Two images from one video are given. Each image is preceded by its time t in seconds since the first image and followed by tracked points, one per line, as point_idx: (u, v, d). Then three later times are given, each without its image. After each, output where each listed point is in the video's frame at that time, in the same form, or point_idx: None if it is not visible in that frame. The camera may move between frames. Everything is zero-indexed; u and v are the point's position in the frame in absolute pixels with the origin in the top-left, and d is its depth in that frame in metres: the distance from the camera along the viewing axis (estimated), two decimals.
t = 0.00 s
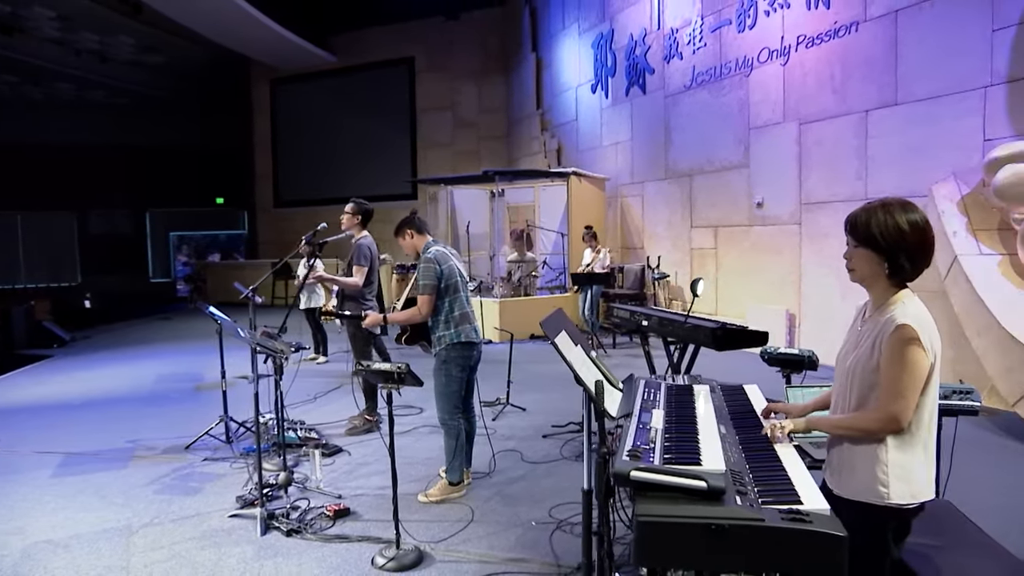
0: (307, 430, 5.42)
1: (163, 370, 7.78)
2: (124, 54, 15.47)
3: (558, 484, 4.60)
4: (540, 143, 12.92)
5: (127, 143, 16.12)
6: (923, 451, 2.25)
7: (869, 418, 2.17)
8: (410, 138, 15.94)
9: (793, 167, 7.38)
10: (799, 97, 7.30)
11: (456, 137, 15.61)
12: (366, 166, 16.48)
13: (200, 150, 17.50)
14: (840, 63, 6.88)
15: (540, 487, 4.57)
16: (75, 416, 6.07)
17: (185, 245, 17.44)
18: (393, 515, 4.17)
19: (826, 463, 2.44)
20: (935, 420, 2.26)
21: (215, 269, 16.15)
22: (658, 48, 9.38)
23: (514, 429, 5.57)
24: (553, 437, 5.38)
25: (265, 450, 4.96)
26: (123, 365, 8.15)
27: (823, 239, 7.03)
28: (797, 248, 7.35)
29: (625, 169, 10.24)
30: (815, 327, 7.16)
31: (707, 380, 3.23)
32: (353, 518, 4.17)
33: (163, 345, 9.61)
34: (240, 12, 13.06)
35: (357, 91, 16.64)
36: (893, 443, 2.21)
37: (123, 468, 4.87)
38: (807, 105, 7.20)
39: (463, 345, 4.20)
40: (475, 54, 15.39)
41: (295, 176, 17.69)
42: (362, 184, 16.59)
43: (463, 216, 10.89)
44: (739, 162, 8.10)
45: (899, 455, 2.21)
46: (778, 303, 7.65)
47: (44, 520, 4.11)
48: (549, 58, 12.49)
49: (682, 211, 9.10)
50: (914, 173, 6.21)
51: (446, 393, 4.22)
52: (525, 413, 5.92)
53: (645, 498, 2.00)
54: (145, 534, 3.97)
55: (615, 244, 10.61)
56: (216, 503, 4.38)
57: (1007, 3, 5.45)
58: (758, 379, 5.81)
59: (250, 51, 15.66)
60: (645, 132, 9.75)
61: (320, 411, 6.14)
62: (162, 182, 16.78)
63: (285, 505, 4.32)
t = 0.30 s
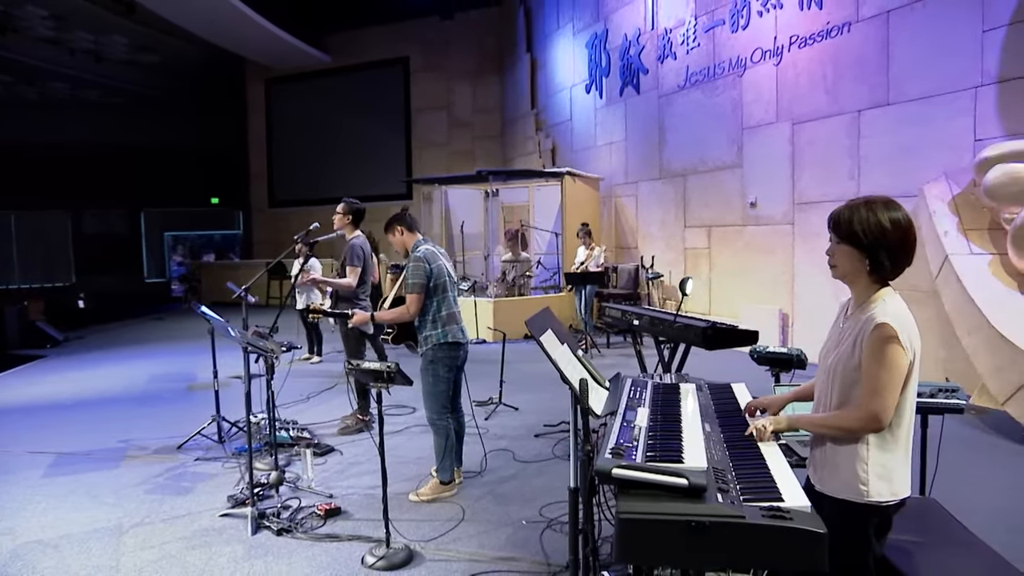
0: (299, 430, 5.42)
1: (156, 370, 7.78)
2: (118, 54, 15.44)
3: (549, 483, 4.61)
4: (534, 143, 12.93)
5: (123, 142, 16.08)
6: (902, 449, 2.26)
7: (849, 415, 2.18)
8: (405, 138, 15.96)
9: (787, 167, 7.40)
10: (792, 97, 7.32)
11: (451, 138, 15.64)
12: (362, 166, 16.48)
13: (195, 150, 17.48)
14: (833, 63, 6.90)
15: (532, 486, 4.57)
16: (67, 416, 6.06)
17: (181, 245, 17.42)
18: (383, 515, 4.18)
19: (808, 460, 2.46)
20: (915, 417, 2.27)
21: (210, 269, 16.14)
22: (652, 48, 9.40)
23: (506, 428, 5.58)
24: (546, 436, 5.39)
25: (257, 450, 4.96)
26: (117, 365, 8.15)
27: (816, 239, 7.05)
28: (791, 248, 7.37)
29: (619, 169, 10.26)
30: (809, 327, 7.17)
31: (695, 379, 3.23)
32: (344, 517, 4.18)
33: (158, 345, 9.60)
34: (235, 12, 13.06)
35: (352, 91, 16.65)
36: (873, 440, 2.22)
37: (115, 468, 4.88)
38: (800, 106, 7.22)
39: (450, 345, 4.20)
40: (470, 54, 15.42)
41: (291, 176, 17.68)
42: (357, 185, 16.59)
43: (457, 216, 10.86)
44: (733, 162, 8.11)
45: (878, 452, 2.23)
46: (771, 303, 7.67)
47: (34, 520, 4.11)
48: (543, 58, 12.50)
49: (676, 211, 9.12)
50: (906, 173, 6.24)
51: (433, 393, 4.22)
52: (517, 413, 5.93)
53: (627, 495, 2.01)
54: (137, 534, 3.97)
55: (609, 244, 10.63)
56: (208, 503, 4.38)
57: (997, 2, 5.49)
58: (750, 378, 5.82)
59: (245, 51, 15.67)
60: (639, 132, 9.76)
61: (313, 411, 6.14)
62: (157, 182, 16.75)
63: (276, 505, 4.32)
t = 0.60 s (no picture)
0: (293, 429, 5.42)
1: (151, 370, 7.78)
2: (113, 54, 15.42)
3: (542, 482, 4.61)
4: (529, 143, 12.94)
5: (119, 142, 16.06)
6: (891, 448, 2.26)
7: (837, 415, 2.18)
8: (401, 138, 15.97)
9: (781, 167, 7.41)
10: (786, 98, 7.34)
11: (447, 137, 15.65)
12: (358, 166, 16.49)
13: (191, 150, 17.48)
14: (826, 63, 6.92)
15: (525, 485, 4.58)
16: (61, 416, 6.06)
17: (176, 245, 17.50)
18: (376, 514, 4.18)
19: (797, 459, 2.46)
20: (902, 417, 2.28)
21: (206, 269, 16.13)
22: (647, 48, 9.42)
23: (500, 428, 5.59)
24: (539, 436, 5.40)
25: (250, 450, 4.96)
26: (112, 365, 8.14)
27: (810, 238, 7.06)
28: (785, 248, 7.38)
29: (614, 169, 10.27)
30: (803, 326, 7.18)
31: (685, 377, 3.24)
32: (337, 516, 4.18)
33: (153, 345, 9.59)
34: (230, 11, 13.04)
35: (348, 91, 16.66)
36: (861, 441, 2.23)
37: (108, 468, 4.88)
38: (794, 106, 7.24)
39: (439, 347, 4.21)
40: (466, 54, 15.43)
41: (287, 176, 17.68)
42: (354, 185, 16.60)
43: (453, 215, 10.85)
44: (727, 162, 8.13)
45: (867, 453, 2.23)
46: (765, 303, 7.68)
47: (25, 519, 4.11)
48: (539, 58, 12.51)
49: (671, 210, 9.13)
50: (899, 173, 6.26)
51: (423, 394, 4.23)
52: (511, 412, 5.94)
53: (612, 493, 2.01)
54: (128, 533, 3.97)
55: (604, 244, 10.65)
56: (200, 502, 4.38)
57: (990, 3, 5.52)
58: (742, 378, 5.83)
59: (241, 51, 15.66)
60: (634, 132, 9.77)
61: (307, 411, 6.14)
62: (153, 182, 16.74)
63: (269, 504, 4.32)
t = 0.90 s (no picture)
0: (287, 429, 5.42)
1: (146, 370, 7.77)
2: (109, 53, 15.41)
3: (536, 481, 4.62)
4: (525, 143, 12.94)
5: (116, 143, 16.05)
6: (878, 445, 2.27)
7: (825, 412, 2.18)
8: (397, 138, 15.98)
9: (776, 166, 7.42)
10: (781, 97, 7.35)
11: (443, 137, 15.66)
12: (355, 166, 16.49)
13: (187, 150, 17.47)
14: (821, 63, 6.93)
15: (519, 484, 4.59)
16: (55, 416, 6.05)
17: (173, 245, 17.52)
18: (369, 513, 4.19)
19: (785, 456, 2.47)
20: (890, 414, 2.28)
21: (202, 269, 16.12)
22: (643, 48, 9.42)
23: (494, 427, 5.59)
24: (533, 435, 5.41)
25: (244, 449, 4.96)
26: (107, 365, 8.13)
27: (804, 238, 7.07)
28: (780, 248, 7.39)
29: (610, 169, 10.29)
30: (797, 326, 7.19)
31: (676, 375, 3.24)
32: (330, 515, 4.18)
33: (148, 345, 9.58)
34: (226, 11, 13.03)
35: (345, 91, 16.66)
36: (848, 437, 2.23)
37: (101, 468, 4.87)
38: (789, 106, 7.25)
39: (435, 346, 4.22)
40: (462, 53, 15.43)
41: (284, 176, 17.68)
42: (350, 185, 16.60)
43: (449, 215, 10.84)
44: (722, 161, 8.14)
45: (853, 449, 2.24)
46: (761, 302, 7.69)
47: (17, 519, 4.11)
48: (535, 58, 12.52)
49: (667, 210, 9.13)
50: (894, 173, 6.27)
51: (419, 394, 4.24)
52: (505, 411, 5.95)
53: (599, 489, 2.01)
54: (121, 533, 3.96)
55: (600, 243, 10.66)
56: (193, 501, 4.37)
57: (982, 3, 5.54)
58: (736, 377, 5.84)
59: (237, 50, 15.66)
60: (630, 132, 9.78)
61: (301, 410, 6.14)
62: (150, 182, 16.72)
63: (262, 503, 4.32)
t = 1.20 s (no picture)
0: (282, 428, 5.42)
1: (142, 370, 7.76)
2: (105, 53, 15.39)
3: (529, 480, 4.62)
4: (522, 142, 12.95)
5: (113, 143, 15.99)
6: (867, 441, 2.27)
7: (814, 407, 2.19)
8: (394, 138, 15.98)
9: (771, 165, 7.43)
10: (776, 97, 7.37)
11: (439, 137, 15.66)
12: (352, 166, 16.49)
13: (184, 151, 17.47)
14: (816, 63, 6.94)
15: (513, 483, 4.59)
16: (49, 416, 6.05)
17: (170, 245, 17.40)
18: (362, 511, 4.19)
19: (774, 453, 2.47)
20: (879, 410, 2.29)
21: (198, 269, 16.12)
22: (639, 47, 9.43)
23: (489, 426, 5.59)
24: (527, 434, 5.41)
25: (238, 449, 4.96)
26: (102, 365, 8.12)
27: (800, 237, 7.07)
28: (775, 247, 7.40)
29: (606, 169, 10.30)
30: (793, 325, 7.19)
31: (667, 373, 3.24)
32: (323, 513, 4.19)
33: (144, 345, 9.56)
34: (223, 11, 13.02)
35: (342, 91, 16.66)
36: (837, 433, 2.23)
37: (95, 467, 4.87)
38: (783, 105, 7.27)
39: (429, 344, 4.22)
40: (459, 53, 15.44)
41: (281, 176, 17.67)
42: (348, 185, 16.60)
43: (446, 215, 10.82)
44: (718, 161, 8.15)
45: (843, 445, 2.24)
46: (757, 301, 7.69)
47: (10, 518, 4.11)
48: (531, 58, 12.52)
49: (662, 209, 9.14)
50: (889, 172, 6.28)
51: (413, 392, 4.23)
52: (500, 410, 5.94)
53: (586, 485, 2.01)
54: (114, 531, 3.96)
55: (596, 243, 10.68)
56: (187, 500, 4.37)
57: (976, 2, 5.55)
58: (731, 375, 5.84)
59: (234, 50, 15.65)
60: (626, 132, 9.79)
61: (296, 410, 6.14)
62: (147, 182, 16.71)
63: (255, 501, 4.32)
